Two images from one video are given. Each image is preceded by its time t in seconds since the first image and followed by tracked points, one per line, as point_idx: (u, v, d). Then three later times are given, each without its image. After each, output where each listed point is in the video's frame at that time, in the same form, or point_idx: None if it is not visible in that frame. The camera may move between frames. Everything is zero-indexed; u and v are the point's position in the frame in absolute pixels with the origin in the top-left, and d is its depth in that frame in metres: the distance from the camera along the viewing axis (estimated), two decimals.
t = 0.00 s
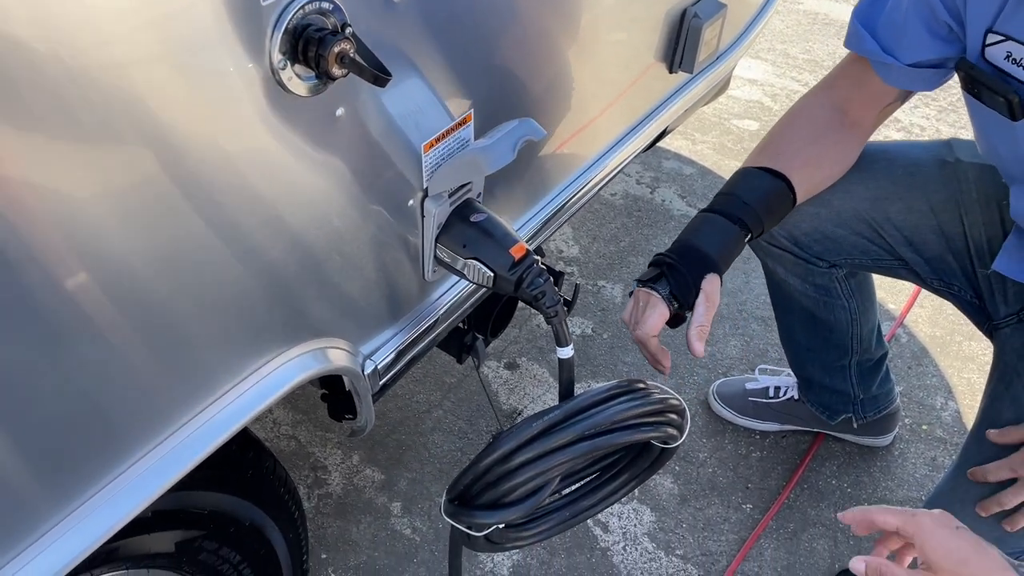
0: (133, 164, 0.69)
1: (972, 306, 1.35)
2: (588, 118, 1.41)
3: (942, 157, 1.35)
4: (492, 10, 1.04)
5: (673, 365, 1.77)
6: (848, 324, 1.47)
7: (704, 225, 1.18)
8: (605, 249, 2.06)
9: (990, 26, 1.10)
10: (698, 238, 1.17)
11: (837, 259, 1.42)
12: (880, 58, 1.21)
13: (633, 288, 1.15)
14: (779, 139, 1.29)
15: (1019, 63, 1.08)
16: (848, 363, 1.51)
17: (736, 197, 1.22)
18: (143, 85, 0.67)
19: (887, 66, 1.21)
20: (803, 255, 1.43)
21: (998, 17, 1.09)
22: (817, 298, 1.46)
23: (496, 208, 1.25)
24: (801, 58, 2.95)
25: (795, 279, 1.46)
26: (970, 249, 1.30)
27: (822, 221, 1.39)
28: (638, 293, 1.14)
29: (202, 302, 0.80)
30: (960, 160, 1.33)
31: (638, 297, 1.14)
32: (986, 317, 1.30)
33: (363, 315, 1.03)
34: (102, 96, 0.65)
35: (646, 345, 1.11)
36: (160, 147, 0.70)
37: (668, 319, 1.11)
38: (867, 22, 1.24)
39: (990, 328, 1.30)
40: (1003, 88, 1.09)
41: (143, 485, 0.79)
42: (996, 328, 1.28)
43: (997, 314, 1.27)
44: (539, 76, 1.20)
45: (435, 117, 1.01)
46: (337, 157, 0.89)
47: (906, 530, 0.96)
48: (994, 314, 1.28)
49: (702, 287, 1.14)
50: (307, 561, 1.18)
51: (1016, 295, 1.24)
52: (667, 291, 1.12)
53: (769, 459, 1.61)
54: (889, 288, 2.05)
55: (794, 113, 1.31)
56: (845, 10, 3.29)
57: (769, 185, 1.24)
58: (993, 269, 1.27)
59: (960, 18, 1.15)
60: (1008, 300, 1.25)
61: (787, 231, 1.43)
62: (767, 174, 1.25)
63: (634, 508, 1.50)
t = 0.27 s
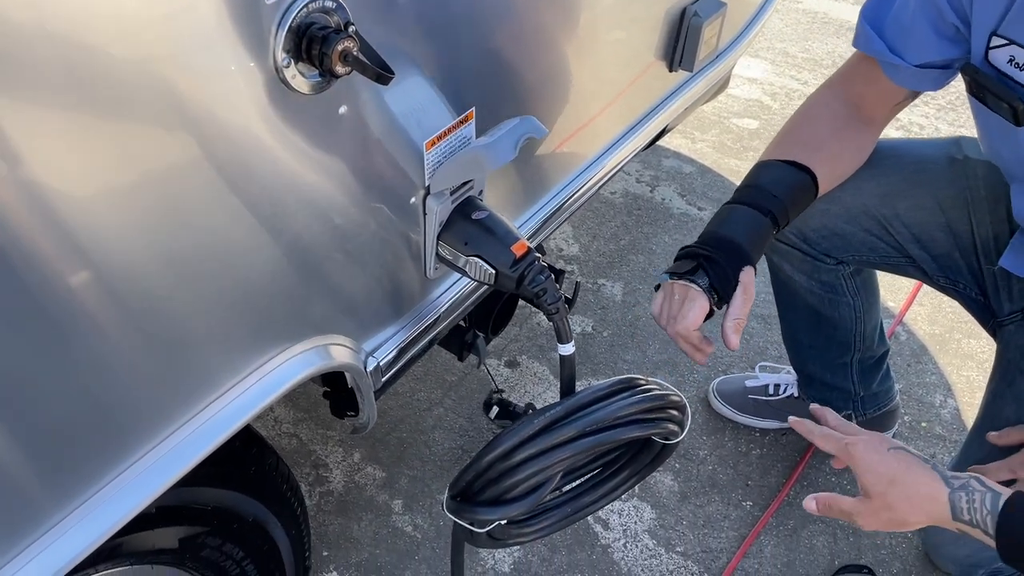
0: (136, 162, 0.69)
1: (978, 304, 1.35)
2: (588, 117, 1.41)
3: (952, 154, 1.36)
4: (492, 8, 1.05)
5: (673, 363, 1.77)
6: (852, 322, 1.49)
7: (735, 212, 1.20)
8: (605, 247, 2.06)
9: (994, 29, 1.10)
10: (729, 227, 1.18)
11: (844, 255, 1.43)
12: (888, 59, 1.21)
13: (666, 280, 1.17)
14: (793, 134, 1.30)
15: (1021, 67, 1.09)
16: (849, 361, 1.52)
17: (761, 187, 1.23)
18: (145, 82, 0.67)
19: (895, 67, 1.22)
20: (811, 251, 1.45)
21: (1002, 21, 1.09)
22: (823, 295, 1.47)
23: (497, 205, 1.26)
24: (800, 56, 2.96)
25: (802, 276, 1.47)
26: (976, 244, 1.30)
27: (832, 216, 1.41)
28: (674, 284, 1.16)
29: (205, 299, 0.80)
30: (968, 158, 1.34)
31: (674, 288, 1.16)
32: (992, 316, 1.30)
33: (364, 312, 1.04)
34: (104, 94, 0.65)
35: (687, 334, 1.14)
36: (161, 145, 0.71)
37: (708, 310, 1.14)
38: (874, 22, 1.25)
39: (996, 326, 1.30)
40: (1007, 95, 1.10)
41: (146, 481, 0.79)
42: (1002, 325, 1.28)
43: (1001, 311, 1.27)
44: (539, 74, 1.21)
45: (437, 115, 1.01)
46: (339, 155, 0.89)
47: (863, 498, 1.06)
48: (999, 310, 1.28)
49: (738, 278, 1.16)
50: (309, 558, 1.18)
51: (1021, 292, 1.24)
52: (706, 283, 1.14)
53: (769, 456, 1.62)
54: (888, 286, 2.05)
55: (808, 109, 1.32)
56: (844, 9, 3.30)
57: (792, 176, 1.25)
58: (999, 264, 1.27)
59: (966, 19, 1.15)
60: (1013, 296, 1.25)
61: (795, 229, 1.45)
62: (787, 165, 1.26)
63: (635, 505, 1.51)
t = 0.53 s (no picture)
0: (135, 159, 0.70)
1: (987, 298, 1.36)
2: (586, 117, 1.42)
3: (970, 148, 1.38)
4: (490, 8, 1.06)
5: (671, 361, 1.78)
6: (861, 315, 1.50)
7: (756, 170, 1.28)
8: (604, 246, 2.07)
9: (1010, 33, 1.11)
10: (749, 179, 1.26)
11: (859, 243, 1.45)
12: (910, 56, 1.25)
13: (683, 225, 1.24)
14: (820, 113, 1.35)
15: None
16: (853, 355, 1.53)
17: (784, 150, 1.30)
18: (144, 82, 0.68)
19: (917, 64, 1.25)
20: (827, 238, 1.46)
21: (1018, 26, 1.10)
22: (833, 284, 1.49)
23: (495, 203, 1.26)
24: (797, 57, 2.96)
25: (815, 265, 1.49)
26: (990, 237, 1.32)
27: (851, 201, 1.42)
28: (690, 226, 1.23)
29: (205, 295, 0.81)
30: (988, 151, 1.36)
31: (689, 231, 1.23)
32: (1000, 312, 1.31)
33: (364, 310, 1.04)
34: (103, 92, 0.65)
35: (696, 273, 1.19)
36: (161, 143, 0.71)
37: (716, 257, 1.20)
38: (897, 17, 1.27)
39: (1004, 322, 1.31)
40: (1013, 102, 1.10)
41: (146, 478, 0.79)
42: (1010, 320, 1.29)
43: (1010, 307, 1.28)
44: (537, 73, 1.21)
45: (436, 113, 1.02)
46: (338, 153, 0.90)
47: (835, 494, 1.07)
48: (1008, 306, 1.29)
49: (754, 229, 1.22)
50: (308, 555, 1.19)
51: None
52: (724, 226, 1.21)
53: (767, 454, 1.62)
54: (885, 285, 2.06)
55: (836, 91, 1.37)
56: (841, 10, 3.31)
57: (817, 145, 1.31)
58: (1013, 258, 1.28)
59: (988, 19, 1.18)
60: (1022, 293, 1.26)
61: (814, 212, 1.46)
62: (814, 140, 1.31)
63: (633, 503, 1.51)
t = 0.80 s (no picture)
0: (134, 158, 0.70)
1: (995, 289, 1.42)
2: (582, 119, 1.43)
3: (988, 140, 1.42)
4: (486, 10, 1.07)
5: (668, 361, 1.79)
6: (868, 303, 1.52)
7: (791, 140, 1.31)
8: (601, 247, 2.07)
9: None
10: (784, 151, 1.29)
11: (873, 225, 1.48)
12: (930, 52, 1.30)
13: (716, 193, 1.29)
14: (852, 94, 1.40)
15: None
16: (857, 345, 1.55)
17: (817, 124, 1.33)
18: (144, 83, 0.69)
19: (936, 60, 1.30)
20: (841, 216, 1.49)
21: None
22: (845, 267, 1.51)
23: (493, 202, 1.27)
24: (794, 59, 2.98)
25: (828, 245, 1.51)
26: (1003, 231, 1.36)
27: (870, 182, 1.47)
28: (724, 197, 1.28)
29: (202, 294, 0.81)
30: (1004, 145, 1.40)
31: (723, 202, 1.28)
32: (1008, 306, 1.38)
33: (363, 308, 1.05)
34: (102, 90, 0.66)
35: (732, 242, 1.24)
36: (160, 142, 0.72)
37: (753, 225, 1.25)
38: (920, 11, 1.31)
39: (1011, 315, 1.37)
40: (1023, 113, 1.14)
41: (145, 475, 0.80)
42: (1018, 315, 1.35)
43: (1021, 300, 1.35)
44: (534, 74, 1.22)
45: (433, 114, 1.02)
46: (337, 152, 0.90)
47: (823, 479, 1.08)
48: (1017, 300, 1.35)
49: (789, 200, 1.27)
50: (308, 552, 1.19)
51: None
52: (759, 195, 1.26)
53: (764, 453, 1.63)
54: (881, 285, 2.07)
55: (857, 78, 1.43)
56: (837, 13, 3.33)
57: (849, 122, 1.35)
58: None
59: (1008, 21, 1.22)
60: None
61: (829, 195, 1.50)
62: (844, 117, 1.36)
63: (631, 502, 1.52)
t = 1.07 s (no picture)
0: (134, 157, 0.71)
1: (993, 283, 1.43)
2: (580, 120, 1.43)
3: (992, 135, 1.42)
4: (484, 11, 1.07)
5: (666, 361, 1.79)
6: (868, 295, 1.51)
7: (841, 144, 1.30)
8: (599, 248, 2.08)
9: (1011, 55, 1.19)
10: (839, 156, 1.28)
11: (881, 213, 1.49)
12: (922, 54, 1.35)
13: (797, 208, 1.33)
14: (876, 84, 1.39)
15: None
16: (856, 338, 1.56)
17: (859, 123, 1.32)
18: (144, 84, 0.69)
19: (929, 60, 1.35)
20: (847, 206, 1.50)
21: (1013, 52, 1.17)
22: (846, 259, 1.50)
23: (492, 202, 1.27)
24: (791, 61, 2.99)
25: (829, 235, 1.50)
26: (1003, 228, 1.37)
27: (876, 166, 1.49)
28: (813, 208, 1.30)
29: (202, 293, 0.82)
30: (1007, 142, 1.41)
31: (812, 212, 1.30)
32: (1006, 301, 1.39)
33: (362, 308, 1.05)
34: (101, 90, 0.66)
35: (829, 256, 1.27)
36: (159, 142, 0.72)
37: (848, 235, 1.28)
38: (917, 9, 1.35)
39: (1009, 311, 1.39)
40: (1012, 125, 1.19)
41: (145, 474, 0.80)
42: (1016, 311, 1.36)
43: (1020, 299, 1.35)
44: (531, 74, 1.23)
45: (432, 114, 1.03)
46: (336, 152, 0.91)
47: (812, 458, 1.09)
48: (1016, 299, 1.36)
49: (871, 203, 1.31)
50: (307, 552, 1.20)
51: None
52: (847, 205, 1.28)
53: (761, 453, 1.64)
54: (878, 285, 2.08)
55: (859, 79, 1.43)
56: (835, 15, 3.34)
57: (886, 114, 1.34)
58: None
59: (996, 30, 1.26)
60: None
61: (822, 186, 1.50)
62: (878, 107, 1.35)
63: (629, 502, 1.52)
